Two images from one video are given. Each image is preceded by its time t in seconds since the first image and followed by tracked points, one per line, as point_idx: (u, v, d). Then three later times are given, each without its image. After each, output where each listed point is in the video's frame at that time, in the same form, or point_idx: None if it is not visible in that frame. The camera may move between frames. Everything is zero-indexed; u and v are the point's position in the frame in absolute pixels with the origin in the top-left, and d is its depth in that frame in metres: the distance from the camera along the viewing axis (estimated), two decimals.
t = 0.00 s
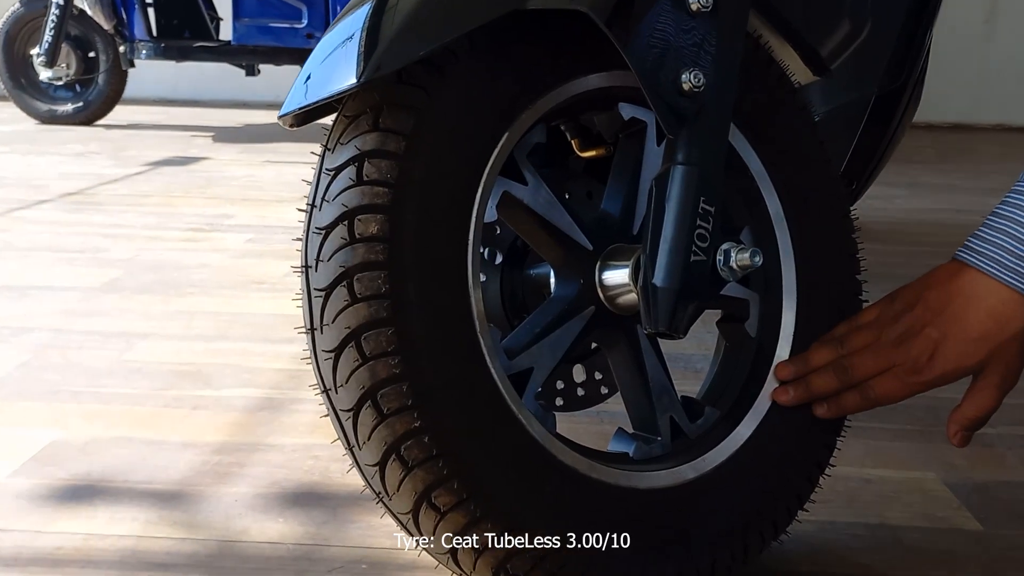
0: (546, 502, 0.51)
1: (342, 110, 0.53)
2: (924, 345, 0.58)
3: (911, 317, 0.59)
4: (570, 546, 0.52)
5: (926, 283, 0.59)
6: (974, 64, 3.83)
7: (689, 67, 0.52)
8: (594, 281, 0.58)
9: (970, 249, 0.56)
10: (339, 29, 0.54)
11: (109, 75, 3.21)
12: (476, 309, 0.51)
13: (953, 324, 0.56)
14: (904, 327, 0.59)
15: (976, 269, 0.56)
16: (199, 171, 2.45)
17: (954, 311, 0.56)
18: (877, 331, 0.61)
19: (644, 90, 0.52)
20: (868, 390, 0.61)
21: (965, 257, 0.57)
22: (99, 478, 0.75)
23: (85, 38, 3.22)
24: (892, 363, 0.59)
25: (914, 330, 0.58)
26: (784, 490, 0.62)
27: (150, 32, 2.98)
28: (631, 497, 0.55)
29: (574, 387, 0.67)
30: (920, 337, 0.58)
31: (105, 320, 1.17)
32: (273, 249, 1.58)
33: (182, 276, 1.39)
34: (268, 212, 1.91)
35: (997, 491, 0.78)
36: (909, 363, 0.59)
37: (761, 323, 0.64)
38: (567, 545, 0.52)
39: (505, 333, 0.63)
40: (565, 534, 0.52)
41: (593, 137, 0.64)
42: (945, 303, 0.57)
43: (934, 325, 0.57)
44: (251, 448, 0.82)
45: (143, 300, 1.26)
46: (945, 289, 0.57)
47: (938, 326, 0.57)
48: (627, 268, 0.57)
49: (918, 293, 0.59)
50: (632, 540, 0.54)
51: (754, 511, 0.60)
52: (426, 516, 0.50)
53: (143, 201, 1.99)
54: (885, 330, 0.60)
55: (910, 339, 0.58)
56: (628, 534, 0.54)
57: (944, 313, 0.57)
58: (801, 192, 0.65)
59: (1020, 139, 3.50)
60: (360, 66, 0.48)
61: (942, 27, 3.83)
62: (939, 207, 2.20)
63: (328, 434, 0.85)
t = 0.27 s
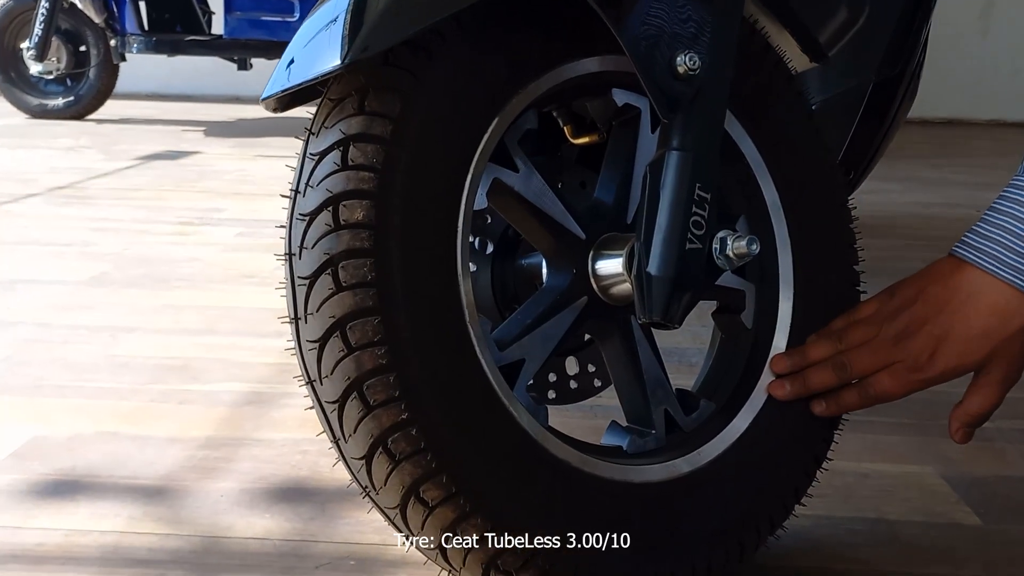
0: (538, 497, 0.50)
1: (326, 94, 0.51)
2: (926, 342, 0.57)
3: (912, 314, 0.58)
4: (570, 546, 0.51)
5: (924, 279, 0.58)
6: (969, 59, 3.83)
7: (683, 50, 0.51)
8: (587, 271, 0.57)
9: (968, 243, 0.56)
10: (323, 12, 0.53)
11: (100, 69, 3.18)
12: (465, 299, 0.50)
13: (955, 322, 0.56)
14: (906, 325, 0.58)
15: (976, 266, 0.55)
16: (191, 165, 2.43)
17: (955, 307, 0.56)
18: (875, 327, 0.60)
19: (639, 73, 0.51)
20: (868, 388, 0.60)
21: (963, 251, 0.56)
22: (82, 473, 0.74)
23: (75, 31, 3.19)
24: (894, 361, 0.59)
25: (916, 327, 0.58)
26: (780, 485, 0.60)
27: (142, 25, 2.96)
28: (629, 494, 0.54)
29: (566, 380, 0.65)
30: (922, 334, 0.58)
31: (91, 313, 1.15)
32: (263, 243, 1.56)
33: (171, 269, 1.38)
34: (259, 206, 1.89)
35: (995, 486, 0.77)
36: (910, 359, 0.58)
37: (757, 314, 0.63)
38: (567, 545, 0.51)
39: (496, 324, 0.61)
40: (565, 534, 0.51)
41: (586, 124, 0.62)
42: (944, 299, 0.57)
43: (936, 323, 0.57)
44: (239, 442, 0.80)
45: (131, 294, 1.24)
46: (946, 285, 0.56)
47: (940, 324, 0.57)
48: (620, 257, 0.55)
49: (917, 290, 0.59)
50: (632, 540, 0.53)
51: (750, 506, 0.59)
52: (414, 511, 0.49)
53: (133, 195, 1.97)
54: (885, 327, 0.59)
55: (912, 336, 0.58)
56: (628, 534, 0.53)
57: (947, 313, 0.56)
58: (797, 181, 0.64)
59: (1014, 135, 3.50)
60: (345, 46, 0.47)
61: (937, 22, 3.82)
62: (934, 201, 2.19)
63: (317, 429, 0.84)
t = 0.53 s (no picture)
0: (537, 496, 0.49)
1: (323, 86, 0.50)
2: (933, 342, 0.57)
3: (918, 314, 0.57)
4: (570, 546, 0.50)
5: (927, 279, 0.58)
6: (968, 58, 3.82)
7: (686, 41, 0.50)
8: (587, 268, 0.56)
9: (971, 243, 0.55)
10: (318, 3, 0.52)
11: (97, 65, 3.17)
12: (464, 295, 0.49)
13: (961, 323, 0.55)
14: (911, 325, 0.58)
15: (979, 266, 0.55)
16: (188, 161, 2.42)
17: (962, 309, 0.55)
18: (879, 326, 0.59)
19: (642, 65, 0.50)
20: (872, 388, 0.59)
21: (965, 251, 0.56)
22: (75, 471, 0.73)
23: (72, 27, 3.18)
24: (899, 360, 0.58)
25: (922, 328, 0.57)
26: (782, 484, 0.60)
27: (139, 20, 2.95)
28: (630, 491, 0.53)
29: (566, 377, 0.65)
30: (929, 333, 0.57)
31: (87, 309, 1.14)
32: (260, 239, 1.56)
33: (167, 265, 1.37)
34: (256, 202, 1.88)
35: (998, 486, 0.76)
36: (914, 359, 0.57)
37: (760, 312, 0.62)
38: (567, 546, 0.50)
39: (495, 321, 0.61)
40: (565, 534, 0.50)
41: (587, 118, 0.61)
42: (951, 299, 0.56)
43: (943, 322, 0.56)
44: (234, 440, 0.79)
45: (127, 289, 1.23)
46: (951, 285, 0.56)
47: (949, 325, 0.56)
48: (620, 254, 0.55)
49: (921, 290, 0.58)
50: (632, 540, 0.52)
51: (752, 506, 0.58)
52: (411, 510, 0.48)
53: (129, 190, 1.96)
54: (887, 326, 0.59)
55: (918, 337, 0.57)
56: (628, 534, 0.52)
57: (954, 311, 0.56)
58: (799, 177, 0.63)
59: (1014, 134, 3.49)
60: (341, 37, 0.46)
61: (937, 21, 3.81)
62: (934, 200, 2.18)
63: (313, 427, 0.83)
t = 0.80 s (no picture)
0: (538, 498, 0.49)
1: (323, 84, 0.50)
2: (937, 346, 0.57)
3: (921, 317, 0.57)
4: (570, 546, 0.50)
5: (929, 281, 0.58)
6: (968, 59, 3.82)
7: (690, 39, 0.50)
8: (589, 268, 0.56)
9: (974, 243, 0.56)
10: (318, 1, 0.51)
11: (96, 64, 3.17)
12: (465, 295, 0.48)
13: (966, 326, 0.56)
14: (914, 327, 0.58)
15: (984, 267, 0.55)
16: (187, 160, 2.42)
17: (965, 311, 0.55)
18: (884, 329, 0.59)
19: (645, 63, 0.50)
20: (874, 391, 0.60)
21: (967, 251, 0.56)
22: (73, 471, 0.73)
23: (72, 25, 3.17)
24: (903, 362, 0.58)
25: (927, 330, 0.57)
26: (784, 486, 0.59)
27: (139, 19, 2.94)
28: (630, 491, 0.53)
29: (567, 378, 0.64)
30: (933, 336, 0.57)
31: (85, 309, 1.14)
32: (260, 239, 1.55)
33: (166, 265, 1.36)
34: (255, 202, 1.88)
35: (1000, 488, 0.76)
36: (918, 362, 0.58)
37: (762, 312, 0.62)
38: (567, 546, 0.50)
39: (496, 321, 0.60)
40: (565, 534, 0.50)
41: (588, 117, 0.61)
42: (954, 304, 0.56)
43: (947, 325, 0.56)
44: (233, 440, 0.79)
45: (125, 289, 1.23)
46: (954, 287, 0.56)
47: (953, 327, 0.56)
48: (621, 253, 0.54)
49: (923, 292, 0.58)
50: (632, 540, 0.52)
51: (754, 507, 0.58)
52: (412, 512, 0.48)
53: (128, 189, 1.95)
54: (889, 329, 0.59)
55: (923, 340, 0.57)
56: (628, 534, 0.52)
57: (959, 313, 0.56)
58: (801, 177, 0.63)
59: (1013, 135, 3.49)
60: (341, 35, 0.46)
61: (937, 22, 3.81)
62: (934, 201, 2.18)
63: (312, 427, 0.82)
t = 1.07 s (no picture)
0: (528, 492, 0.50)
1: (312, 82, 0.50)
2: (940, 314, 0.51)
3: (918, 262, 0.52)
4: (570, 546, 0.51)
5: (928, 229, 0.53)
6: (954, 57, 3.85)
7: (676, 36, 0.51)
8: (577, 264, 0.56)
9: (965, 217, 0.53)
10: None
11: (85, 63, 3.16)
12: (454, 291, 0.49)
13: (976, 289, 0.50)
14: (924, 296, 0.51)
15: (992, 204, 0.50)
16: (177, 160, 2.42)
17: (965, 245, 0.50)
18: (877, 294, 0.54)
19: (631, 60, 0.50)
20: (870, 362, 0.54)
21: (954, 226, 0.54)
22: (65, 468, 0.73)
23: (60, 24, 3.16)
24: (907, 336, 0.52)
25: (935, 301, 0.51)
26: (772, 478, 0.60)
27: (128, 18, 2.94)
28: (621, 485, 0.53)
29: (556, 372, 0.65)
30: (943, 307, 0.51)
31: (76, 308, 1.14)
32: (250, 237, 1.55)
33: (157, 263, 1.36)
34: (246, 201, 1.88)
35: (984, 480, 0.77)
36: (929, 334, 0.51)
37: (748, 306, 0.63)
38: (567, 545, 0.51)
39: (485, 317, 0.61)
40: (565, 534, 0.51)
41: (576, 115, 0.62)
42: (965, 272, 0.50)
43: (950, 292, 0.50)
44: (224, 437, 0.79)
45: (116, 287, 1.23)
46: (950, 226, 0.51)
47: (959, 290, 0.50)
48: (609, 249, 0.55)
49: (921, 241, 0.53)
50: (632, 540, 0.53)
51: (741, 501, 0.58)
52: (402, 505, 0.48)
53: (118, 189, 1.95)
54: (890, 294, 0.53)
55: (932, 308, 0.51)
56: (628, 534, 0.53)
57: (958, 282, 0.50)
58: (787, 173, 0.64)
59: (1000, 133, 3.52)
60: (330, 32, 0.46)
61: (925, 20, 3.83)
62: (921, 198, 2.20)
63: (303, 423, 0.83)
